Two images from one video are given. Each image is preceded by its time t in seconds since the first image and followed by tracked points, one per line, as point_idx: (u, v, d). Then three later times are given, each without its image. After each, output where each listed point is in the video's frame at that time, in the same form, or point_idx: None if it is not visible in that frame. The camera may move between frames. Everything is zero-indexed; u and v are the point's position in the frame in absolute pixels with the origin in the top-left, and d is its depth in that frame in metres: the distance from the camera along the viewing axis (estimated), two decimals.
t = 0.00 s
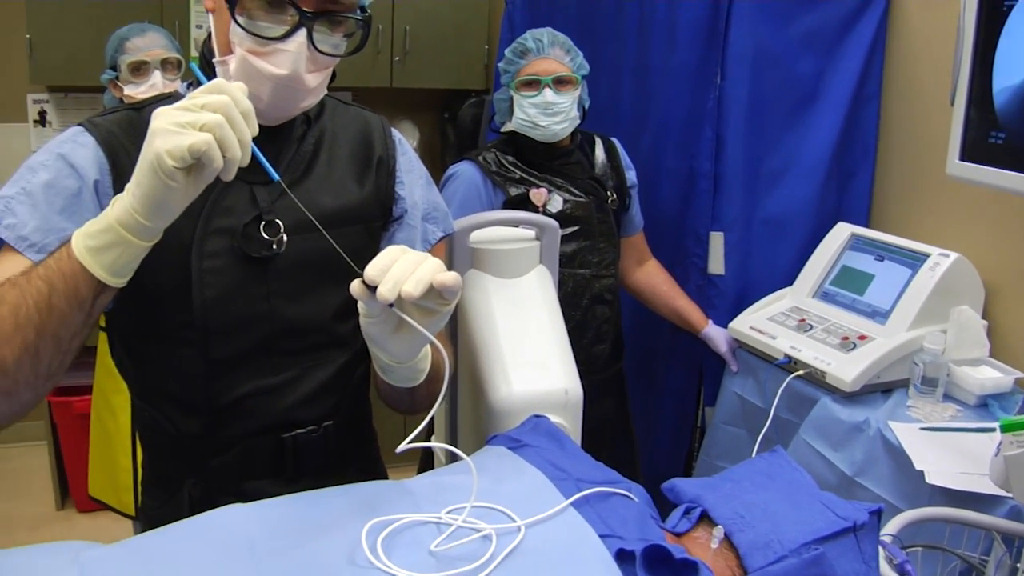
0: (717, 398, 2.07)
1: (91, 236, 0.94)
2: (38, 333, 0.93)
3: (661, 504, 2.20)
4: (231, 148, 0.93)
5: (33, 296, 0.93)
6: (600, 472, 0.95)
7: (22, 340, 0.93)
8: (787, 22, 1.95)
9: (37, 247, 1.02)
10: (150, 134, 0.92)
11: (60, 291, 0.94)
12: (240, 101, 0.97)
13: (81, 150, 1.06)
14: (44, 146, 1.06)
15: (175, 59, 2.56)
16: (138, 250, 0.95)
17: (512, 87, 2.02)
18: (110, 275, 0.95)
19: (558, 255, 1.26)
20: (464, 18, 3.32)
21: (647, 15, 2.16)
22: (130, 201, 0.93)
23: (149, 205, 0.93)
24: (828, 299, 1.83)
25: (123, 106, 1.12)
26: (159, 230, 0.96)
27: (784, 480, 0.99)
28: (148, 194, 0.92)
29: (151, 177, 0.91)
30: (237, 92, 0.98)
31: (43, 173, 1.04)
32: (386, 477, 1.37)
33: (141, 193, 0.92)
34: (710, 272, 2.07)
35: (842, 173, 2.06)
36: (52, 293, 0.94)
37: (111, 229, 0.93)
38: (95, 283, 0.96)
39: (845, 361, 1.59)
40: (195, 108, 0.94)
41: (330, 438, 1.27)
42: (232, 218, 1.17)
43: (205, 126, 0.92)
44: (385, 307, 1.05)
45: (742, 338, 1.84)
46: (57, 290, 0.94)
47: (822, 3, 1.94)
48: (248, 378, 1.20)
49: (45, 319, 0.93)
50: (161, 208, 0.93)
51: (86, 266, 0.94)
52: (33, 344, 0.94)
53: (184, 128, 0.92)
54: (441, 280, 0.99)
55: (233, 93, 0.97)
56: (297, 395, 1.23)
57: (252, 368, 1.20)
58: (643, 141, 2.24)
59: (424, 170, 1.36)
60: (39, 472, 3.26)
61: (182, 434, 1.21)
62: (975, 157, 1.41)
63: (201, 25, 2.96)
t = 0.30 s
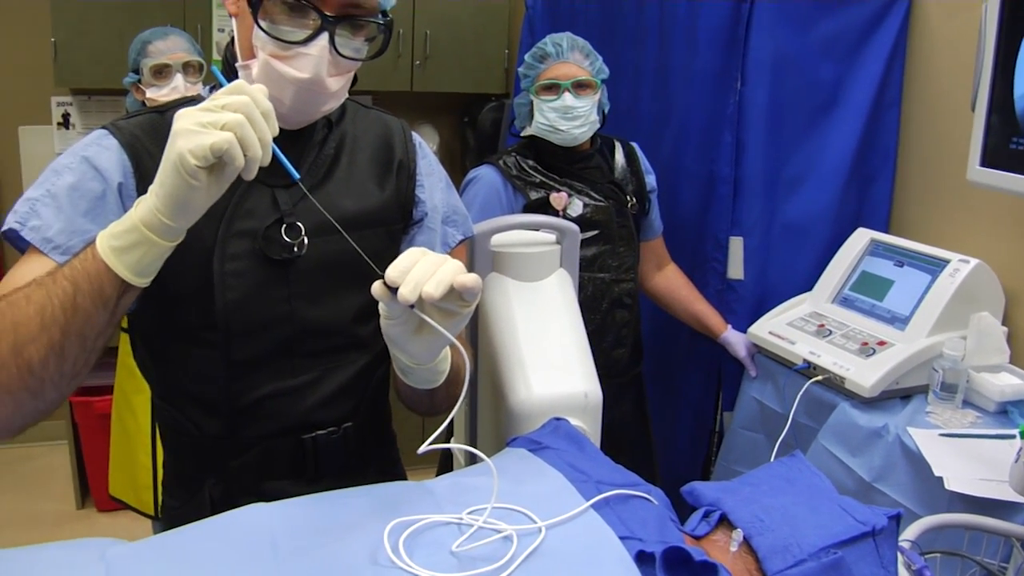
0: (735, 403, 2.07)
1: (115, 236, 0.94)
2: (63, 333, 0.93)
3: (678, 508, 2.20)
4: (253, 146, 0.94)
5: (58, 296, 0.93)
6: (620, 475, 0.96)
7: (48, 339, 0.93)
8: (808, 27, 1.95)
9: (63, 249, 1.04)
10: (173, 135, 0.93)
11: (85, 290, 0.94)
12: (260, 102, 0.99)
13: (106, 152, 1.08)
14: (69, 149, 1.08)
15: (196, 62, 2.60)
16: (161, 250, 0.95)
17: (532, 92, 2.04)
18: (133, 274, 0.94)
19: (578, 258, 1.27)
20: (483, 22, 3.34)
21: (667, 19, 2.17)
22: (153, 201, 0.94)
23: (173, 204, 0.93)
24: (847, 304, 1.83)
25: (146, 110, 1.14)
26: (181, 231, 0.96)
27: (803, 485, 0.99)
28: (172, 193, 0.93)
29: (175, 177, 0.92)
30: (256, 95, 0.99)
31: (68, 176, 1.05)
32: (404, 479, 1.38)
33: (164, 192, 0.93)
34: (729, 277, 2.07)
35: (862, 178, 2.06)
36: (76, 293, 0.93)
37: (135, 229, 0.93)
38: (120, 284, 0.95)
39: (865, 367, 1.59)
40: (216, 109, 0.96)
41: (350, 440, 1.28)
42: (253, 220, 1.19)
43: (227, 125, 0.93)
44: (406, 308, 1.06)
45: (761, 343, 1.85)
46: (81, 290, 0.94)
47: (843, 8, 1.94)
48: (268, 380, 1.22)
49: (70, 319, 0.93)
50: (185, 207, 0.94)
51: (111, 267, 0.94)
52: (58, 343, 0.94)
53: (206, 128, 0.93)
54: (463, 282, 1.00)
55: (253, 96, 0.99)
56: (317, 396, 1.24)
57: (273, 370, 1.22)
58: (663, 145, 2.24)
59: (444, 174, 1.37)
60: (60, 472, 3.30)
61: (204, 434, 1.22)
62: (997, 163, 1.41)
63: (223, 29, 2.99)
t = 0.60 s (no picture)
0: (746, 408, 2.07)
1: (137, 247, 0.95)
2: (84, 340, 0.94)
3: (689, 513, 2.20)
4: (277, 162, 0.95)
5: (80, 304, 0.94)
6: (634, 478, 0.97)
7: (69, 346, 0.94)
8: (821, 34, 1.96)
9: (80, 252, 1.06)
10: (197, 148, 0.95)
11: (106, 299, 0.94)
12: (285, 118, 1.00)
13: (122, 155, 1.09)
14: (86, 151, 1.09)
15: (211, 65, 2.62)
16: (182, 261, 0.97)
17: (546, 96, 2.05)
18: (155, 285, 0.96)
19: (592, 263, 1.28)
20: (496, 27, 3.37)
21: (680, 24, 2.18)
22: (176, 213, 0.95)
23: (196, 218, 0.94)
24: (859, 310, 1.84)
25: (164, 113, 1.15)
26: (203, 244, 0.97)
27: (815, 489, 1.00)
28: (195, 206, 0.94)
29: (198, 191, 0.93)
30: (282, 111, 1.01)
31: (85, 179, 1.07)
32: (418, 481, 1.39)
33: (187, 205, 0.94)
34: (741, 282, 2.08)
35: (874, 184, 2.06)
36: (98, 302, 0.94)
37: (157, 240, 0.95)
38: (141, 293, 0.96)
39: (877, 373, 1.59)
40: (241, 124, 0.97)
41: (364, 442, 1.29)
42: (270, 223, 1.20)
43: (251, 141, 0.94)
44: (413, 306, 1.07)
45: (773, 348, 1.85)
46: (103, 298, 0.94)
47: (856, 14, 1.95)
48: (283, 382, 1.23)
49: (91, 327, 0.94)
50: (208, 221, 0.95)
51: (133, 276, 0.95)
52: (79, 350, 0.95)
53: (230, 143, 0.94)
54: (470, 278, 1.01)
55: (278, 111, 1.01)
56: (332, 398, 1.25)
57: (288, 372, 1.23)
58: (676, 150, 2.25)
59: (458, 178, 1.38)
60: (72, 472, 3.32)
61: (218, 436, 1.23)
62: (1009, 169, 1.41)
63: (238, 32, 3.02)
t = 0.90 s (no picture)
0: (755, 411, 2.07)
1: (175, 292, 0.94)
2: (114, 375, 0.95)
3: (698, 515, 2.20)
4: (330, 223, 0.93)
5: (114, 340, 0.94)
6: (643, 479, 0.97)
7: (98, 378, 0.94)
8: (831, 37, 1.96)
9: (95, 256, 1.05)
10: (249, 202, 0.93)
11: (138, 342, 0.94)
12: (339, 178, 0.99)
13: (135, 160, 1.10)
14: (98, 156, 1.10)
15: (223, 67, 2.63)
16: (219, 312, 0.95)
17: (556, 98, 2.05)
18: (186, 333, 0.95)
19: (602, 265, 1.28)
20: (505, 30, 3.38)
21: (690, 26, 2.19)
22: (220, 267, 0.93)
23: (238, 274, 0.92)
24: (867, 313, 1.84)
25: (175, 115, 1.18)
26: (242, 297, 0.95)
27: (824, 491, 1.00)
28: (240, 264, 0.92)
29: (245, 251, 0.91)
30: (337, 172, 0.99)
31: (98, 183, 1.07)
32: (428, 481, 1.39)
33: (232, 261, 0.92)
34: (750, 285, 2.08)
35: (884, 187, 2.06)
36: (132, 341, 0.94)
37: (197, 290, 0.93)
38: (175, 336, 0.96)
39: (885, 376, 1.60)
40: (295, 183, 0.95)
41: (373, 443, 1.29)
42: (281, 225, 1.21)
43: (305, 203, 0.92)
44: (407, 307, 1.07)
45: (782, 351, 1.86)
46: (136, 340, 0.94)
47: (866, 17, 1.95)
48: (293, 383, 1.23)
49: (122, 363, 0.94)
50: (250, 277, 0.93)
51: (168, 321, 0.94)
52: (108, 383, 0.95)
53: (283, 205, 0.92)
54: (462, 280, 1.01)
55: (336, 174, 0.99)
56: (342, 399, 1.26)
57: (298, 373, 1.24)
58: (685, 153, 2.26)
59: (468, 180, 1.39)
60: (82, 472, 3.34)
61: (228, 437, 1.24)
62: (1019, 173, 1.41)
63: (248, 34, 3.03)
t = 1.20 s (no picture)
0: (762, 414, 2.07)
1: (191, 315, 0.96)
2: (130, 393, 0.96)
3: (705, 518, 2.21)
4: (349, 257, 0.95)
5: (130, 359, 0.95)
6: (650, 481, 0.97)
7: (114, 395, 0.96)
8: (839, 40, 1.97)
9: (104, 261, 1.05)
10: (269, 230, 0.94)
11: (156, 360, 0.96)
12: (356, 211, 1.00)
13: (145, 164, 1.10)
14: (107, 158, 1.10)
15: (234, 69, 2.64)
16: (235, 337, 0.97)
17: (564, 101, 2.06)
18: (200, 353, 0.97)
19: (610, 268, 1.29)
20: (513, 33, 3.39)
21: (698, 28, 2.20)
22: (237, 292, 0.95)
23: (255, 302, 0.94)
24: (874, 316, 1.84)
25: (183, 118, 1.18)
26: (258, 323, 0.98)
27: (831, 494, 1.01)
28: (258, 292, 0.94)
29: (265, 284, 0.93)
30: (354, 204, 1.00)
31: (107, 186, 1.07)
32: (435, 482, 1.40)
33: (251, 289, 0.94)
34: (757, 288, 2.09)
35: (891, 191, 2.06)
36: (148, 361, 0.96)
37: (214, 317, 0.95)
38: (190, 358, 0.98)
39: (891, 380, 1.60)
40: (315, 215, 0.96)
41: (382, 444, 1.30)
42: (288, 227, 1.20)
43: (324, 237, 0.94)
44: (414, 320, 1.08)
45: (789, 354, 1.86)
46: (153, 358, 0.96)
47: (873, 20, 1.96)
48: (302, 386, 1.24)
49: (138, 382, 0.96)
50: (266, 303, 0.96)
51: (183, 343, 0.96)
52: (123, 400, 0.97)
53: (302, 240, 0.93)
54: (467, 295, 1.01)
55: (354, 206, 1.00)
56: (350, 401, 1.26)
57: (307, 375, 1.24)
58: (693, 155, 2.26)
59: (475, 182, 1.39)
60: (90, 473, 3.35)
61: (238, 439, 1.25)
62: None
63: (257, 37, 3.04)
